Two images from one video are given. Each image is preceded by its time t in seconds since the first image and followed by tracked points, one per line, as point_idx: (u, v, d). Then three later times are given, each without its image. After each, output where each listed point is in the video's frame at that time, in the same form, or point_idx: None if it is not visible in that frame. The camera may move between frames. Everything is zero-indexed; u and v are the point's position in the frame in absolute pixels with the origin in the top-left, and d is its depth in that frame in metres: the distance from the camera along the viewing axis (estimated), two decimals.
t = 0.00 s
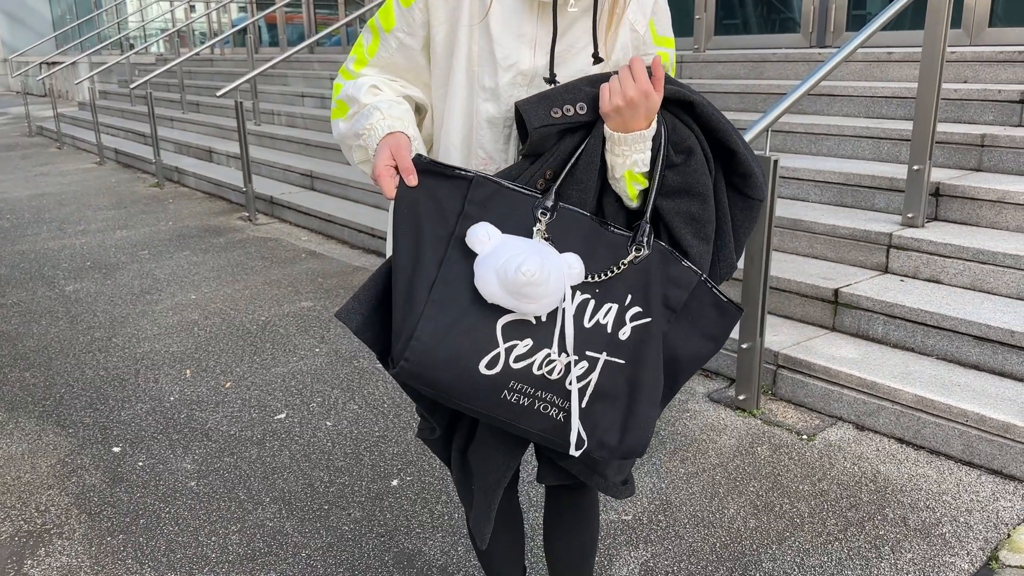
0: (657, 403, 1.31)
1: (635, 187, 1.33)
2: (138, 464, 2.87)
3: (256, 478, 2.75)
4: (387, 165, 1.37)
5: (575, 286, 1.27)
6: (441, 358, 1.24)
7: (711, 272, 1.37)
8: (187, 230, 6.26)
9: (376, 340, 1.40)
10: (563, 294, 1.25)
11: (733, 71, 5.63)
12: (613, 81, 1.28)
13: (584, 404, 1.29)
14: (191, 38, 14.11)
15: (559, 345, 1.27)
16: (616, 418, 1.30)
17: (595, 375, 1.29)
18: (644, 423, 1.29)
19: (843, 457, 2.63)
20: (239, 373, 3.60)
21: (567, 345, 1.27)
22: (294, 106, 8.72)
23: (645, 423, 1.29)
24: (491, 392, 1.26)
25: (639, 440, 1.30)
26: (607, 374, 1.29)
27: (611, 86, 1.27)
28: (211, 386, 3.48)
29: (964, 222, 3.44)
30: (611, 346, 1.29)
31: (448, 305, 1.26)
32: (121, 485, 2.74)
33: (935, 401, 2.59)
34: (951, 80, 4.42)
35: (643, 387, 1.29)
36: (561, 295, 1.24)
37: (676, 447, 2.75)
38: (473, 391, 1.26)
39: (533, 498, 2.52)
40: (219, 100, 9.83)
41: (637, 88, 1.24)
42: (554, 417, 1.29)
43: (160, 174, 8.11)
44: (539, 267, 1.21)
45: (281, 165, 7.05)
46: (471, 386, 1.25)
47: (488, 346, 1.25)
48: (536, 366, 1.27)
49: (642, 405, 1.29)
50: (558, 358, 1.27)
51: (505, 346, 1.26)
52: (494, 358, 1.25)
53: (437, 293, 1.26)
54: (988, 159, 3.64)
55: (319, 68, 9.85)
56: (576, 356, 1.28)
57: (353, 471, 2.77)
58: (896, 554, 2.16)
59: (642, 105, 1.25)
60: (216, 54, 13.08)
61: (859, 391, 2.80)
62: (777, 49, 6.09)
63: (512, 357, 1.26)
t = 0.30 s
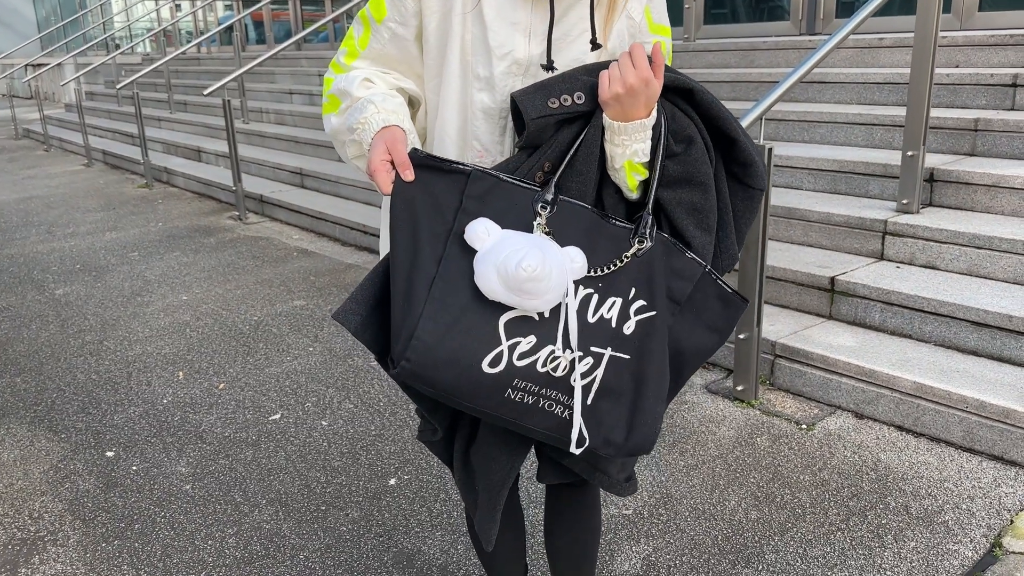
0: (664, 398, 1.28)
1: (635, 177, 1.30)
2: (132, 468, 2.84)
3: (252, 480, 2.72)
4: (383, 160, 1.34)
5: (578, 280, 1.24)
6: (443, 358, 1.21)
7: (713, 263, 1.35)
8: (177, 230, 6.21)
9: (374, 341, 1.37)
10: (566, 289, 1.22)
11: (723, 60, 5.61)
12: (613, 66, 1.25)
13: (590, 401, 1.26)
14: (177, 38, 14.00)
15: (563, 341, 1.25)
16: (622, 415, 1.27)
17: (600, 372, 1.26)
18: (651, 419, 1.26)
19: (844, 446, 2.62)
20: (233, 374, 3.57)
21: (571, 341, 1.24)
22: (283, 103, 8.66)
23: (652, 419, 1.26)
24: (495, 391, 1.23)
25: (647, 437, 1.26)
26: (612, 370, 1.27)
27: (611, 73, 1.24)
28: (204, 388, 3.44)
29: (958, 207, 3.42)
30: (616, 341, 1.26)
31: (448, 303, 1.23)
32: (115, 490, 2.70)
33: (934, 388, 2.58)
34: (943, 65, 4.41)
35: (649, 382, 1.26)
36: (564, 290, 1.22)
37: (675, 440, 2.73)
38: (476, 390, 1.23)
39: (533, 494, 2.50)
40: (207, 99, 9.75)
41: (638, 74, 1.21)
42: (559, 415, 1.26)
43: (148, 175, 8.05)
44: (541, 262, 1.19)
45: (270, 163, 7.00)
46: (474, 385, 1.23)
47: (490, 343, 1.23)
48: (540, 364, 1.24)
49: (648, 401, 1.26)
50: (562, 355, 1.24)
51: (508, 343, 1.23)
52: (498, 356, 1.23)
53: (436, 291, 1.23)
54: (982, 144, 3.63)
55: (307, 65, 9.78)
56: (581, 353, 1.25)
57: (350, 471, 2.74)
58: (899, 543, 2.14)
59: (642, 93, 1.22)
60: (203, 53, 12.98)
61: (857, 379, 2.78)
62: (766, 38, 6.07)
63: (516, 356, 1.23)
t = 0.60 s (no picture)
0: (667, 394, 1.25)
1: (629, 170, 1.27)
2: (127, 477, 2.80)
3: (248, 486, 2.69)
4: (371, 161, 1.31)
5: (575, 280, 1.21)
6: (438, 363, 1.18)
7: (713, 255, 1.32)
8: (167, 234, 6.15)
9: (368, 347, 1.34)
10: (563, 287, 1.19)
11: (713, 49, 5.58)
12: (603, 57, 1.22)
13: (591, 402, 1.23)
14: (163, 39, 13.91)
15: (561, 341, 1.22)
16: (624, 415, 1.24)
17: (600, 371, 1.23)
18: (654, 417, 1.23)
19: (845, 435, 2.60)
20: (227, 378, 3.53)
21: (570, 341, 1.21)
22: (271, 103, 8.59)
23: (654, 418, 1.23)
24: (492, 394, 1.20)
25: (649, 436, 1.23)
26: (613, 368, 1.23)
27: (602, 63, 1.21)
28: (198, 393, 3.40)
29: (954, 191, 3.40)
30: (615, 339, 1.23)
31: (441, 308, 1.20)
32: (110, 500, 2.67)
33: (935, 374, 2.56)
34: (934, 49, 4.38)
35: (651, 379, 1.23)
36: (560, 290, 1.18)
37: (674, 433, 2.71)
38: (474, 395, 1.20)
39: (533, 493, 2.47)
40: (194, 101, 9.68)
41: (629, 64, 1.18)
42: (559, 417, 1.23)
43: (137, 178, 7.99)
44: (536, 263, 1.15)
45: (259, 164, 6.95)
46: (471, 390, 1.19)
47: (486, 346, 1.19)
48: (538, 365, 1.21)
49: (651, 398, 1.23)
50: (561, 355, 1.21)
51: (504, 345, 1.20)
52: (495, 359, 1.19)
53: (430, 294, 1.20)
54: (976, 127, 3.61)
55: (294, 63, 9.72)
56: (580, 352, 1.22)
57: (347, 474, 2.71)
58: (904, 533, 2.12)
59: (634, 83, 1.19)
60: (189, 54, 12.90)
61: (857, 368, 2.76)
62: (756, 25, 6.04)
63: (513, 358, 1.20)
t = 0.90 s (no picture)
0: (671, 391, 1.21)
1: (624, 162, 1.23)
2: (121, 487, 2.76)
3: (245, 493, 2.65)
4: (359, 161, 1.27)
5: (573, 276, 1.17)
6: (436, 367, 1.14)
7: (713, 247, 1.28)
8: (157, 239, 6.10)
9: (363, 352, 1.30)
10: (561, 284, 1.15)
11: (703, 38, 5.54)
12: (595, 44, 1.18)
13: (594, 402, 1.19)
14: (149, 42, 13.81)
15: (561, 340, 1.18)
16: (629, 414, 1.20)
17: (602, 369, 1.19)
18: (659, 415, 1.19)
19: (847, 426, 2.57)
20: (220, 384, 3.48)
21: (570, 339, 1.17)
22: (259, 104, 8.53)
23: (658, 416, 1.19)
24: (492, 398, 1.16)
25: (654, 435, 1.19)
26: (615, 366, 1.20)
27: (595, 51, 1.18)
28: (192, 400, 3.36)
29: (950, 176, 3.37)
30: (616, 336, 1.19)
31: (437, 310, 1.16)
32: (104, 511, 2.62)
33: (937, 362, 2.53)
34: (926, 32, 4.35)
35: (655, 377, 1.19)
36: (558, 287, 1.15)
37: (675, 428, 2.68)
38: (473, 398, 1.16)
39: (534, 494, 2.44)
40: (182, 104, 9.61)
41: (622, 52, 1.14)
42: (561, 418, 1.19)
43: (126, 183, 7.92)
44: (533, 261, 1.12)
45: (249, 166, 6.90)
46: (470, 394, 1.16)
47: (484, 348, 1.16)
48: (538, 366, 1.17)
49: (655, 396, 1.19)
50: (561, 355, 1.17)
51: (503, 346, 1.16)
52: (493, 361, 1.16)
53: (425, 296, 1.16)
54: (970, 111, 3.58)
55: (282, 63, 9.65)
56: (581, 351, 1.18)
57: (345, 479, 2.67)
58: (911, 524, 2.09)
59: (628, 71, 1.15)
60: (176, 57, 12.81)
61: (858, 357, 2.73)
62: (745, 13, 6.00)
63: (512, 359, 1.16)
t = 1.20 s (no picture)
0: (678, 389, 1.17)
1: (617, 156, 1.19)
2: (114, 500, 2.71)
3: (239, 503, 2.60)
4: (345, 173, 1.22)
5: (570, 276, 1.13)
6: (433, 380, 1.10)
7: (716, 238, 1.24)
8: (147, 244, 6.04)
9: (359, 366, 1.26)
10: (557, 287, 1.11)
11: (694, 30, 5.50)
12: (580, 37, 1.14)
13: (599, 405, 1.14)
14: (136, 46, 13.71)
15: (561, 344, 1.13)
16: (635, 415, 1.16)
17: (606, 372, 1.15)
18: (667, 414, 1.14)
19: (849, 421, 2.53)
20: (213, 392, 3.44)
21: (570, 343, 1.13)
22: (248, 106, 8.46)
23: (669, 415, 1.14)
24: (493, 408, 1.12)
25: (664, 434, 1.15)
26: (619, 368, 1.15)
27: (581, 42, 1.13)
28: (184, 409, 3.31)
29: (947, 164, 3.34)
30: (619, 336, 1.15)
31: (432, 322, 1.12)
32: (96, 525, 2.58)
33: (938, 353, 2.50)
34: (918, 20, 4.31)
35: (661, 375, 1.14)
36: (554, 291, 1.11)
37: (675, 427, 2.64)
38: (473, 411, 1.12)
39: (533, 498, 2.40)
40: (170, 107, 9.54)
41: (608, 43, 1.09)
42: (565, 424, 1.15)
43: (115, 188, 7.85)
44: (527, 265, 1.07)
45: (238, 169, 6.84)
46: (470, 405, 1.12)
47: (482, 358, 1.12)
48: (538, 373, 1.13)
49: (662, 395, 1.14)
50: (561, 360, 1.13)
51: (501, 355, 1.12)
52: (492, 371, 1.11)
53: (418, 308, 1.12)
54: (965, 98, 3.54)
55: (269, 64, 9.57)
56: (582, 354, 1.14)
57: (342, 486, 2.63)
58: (917, 520, 2.06)
59: (615, 63, 1.11)
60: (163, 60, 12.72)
61: (858, 350, 2.69)
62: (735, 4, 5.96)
63: (512, 368, 1.12)
